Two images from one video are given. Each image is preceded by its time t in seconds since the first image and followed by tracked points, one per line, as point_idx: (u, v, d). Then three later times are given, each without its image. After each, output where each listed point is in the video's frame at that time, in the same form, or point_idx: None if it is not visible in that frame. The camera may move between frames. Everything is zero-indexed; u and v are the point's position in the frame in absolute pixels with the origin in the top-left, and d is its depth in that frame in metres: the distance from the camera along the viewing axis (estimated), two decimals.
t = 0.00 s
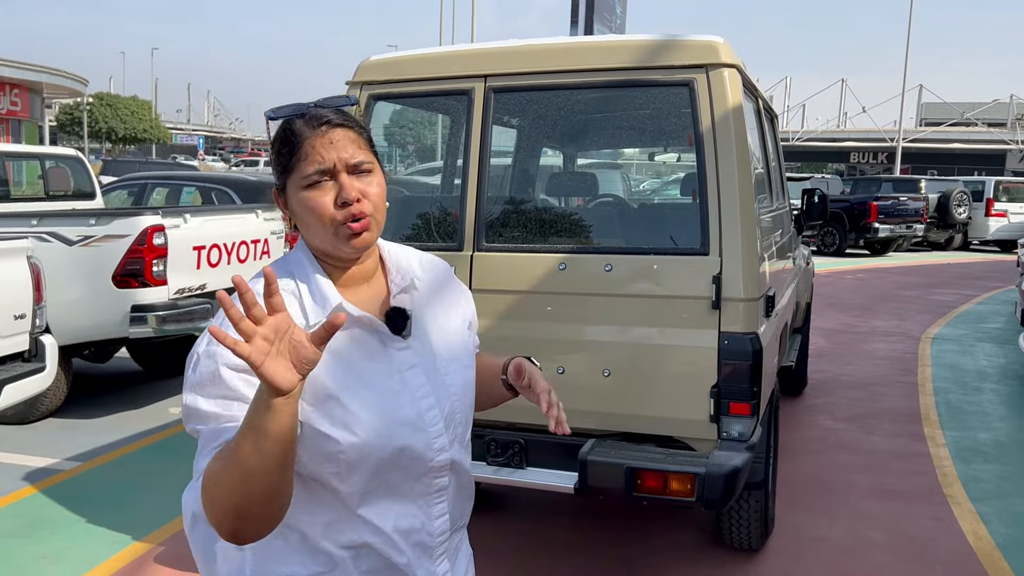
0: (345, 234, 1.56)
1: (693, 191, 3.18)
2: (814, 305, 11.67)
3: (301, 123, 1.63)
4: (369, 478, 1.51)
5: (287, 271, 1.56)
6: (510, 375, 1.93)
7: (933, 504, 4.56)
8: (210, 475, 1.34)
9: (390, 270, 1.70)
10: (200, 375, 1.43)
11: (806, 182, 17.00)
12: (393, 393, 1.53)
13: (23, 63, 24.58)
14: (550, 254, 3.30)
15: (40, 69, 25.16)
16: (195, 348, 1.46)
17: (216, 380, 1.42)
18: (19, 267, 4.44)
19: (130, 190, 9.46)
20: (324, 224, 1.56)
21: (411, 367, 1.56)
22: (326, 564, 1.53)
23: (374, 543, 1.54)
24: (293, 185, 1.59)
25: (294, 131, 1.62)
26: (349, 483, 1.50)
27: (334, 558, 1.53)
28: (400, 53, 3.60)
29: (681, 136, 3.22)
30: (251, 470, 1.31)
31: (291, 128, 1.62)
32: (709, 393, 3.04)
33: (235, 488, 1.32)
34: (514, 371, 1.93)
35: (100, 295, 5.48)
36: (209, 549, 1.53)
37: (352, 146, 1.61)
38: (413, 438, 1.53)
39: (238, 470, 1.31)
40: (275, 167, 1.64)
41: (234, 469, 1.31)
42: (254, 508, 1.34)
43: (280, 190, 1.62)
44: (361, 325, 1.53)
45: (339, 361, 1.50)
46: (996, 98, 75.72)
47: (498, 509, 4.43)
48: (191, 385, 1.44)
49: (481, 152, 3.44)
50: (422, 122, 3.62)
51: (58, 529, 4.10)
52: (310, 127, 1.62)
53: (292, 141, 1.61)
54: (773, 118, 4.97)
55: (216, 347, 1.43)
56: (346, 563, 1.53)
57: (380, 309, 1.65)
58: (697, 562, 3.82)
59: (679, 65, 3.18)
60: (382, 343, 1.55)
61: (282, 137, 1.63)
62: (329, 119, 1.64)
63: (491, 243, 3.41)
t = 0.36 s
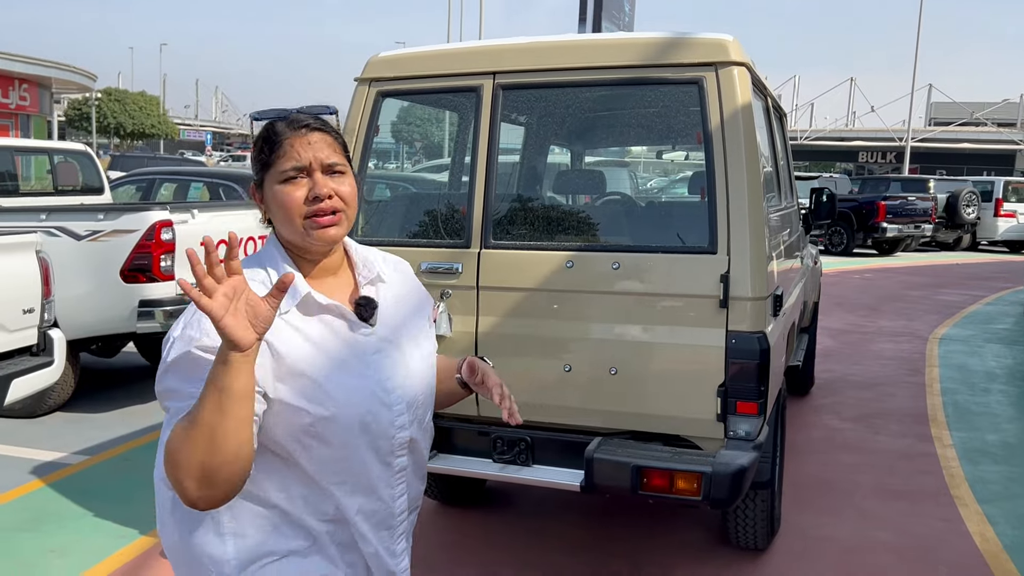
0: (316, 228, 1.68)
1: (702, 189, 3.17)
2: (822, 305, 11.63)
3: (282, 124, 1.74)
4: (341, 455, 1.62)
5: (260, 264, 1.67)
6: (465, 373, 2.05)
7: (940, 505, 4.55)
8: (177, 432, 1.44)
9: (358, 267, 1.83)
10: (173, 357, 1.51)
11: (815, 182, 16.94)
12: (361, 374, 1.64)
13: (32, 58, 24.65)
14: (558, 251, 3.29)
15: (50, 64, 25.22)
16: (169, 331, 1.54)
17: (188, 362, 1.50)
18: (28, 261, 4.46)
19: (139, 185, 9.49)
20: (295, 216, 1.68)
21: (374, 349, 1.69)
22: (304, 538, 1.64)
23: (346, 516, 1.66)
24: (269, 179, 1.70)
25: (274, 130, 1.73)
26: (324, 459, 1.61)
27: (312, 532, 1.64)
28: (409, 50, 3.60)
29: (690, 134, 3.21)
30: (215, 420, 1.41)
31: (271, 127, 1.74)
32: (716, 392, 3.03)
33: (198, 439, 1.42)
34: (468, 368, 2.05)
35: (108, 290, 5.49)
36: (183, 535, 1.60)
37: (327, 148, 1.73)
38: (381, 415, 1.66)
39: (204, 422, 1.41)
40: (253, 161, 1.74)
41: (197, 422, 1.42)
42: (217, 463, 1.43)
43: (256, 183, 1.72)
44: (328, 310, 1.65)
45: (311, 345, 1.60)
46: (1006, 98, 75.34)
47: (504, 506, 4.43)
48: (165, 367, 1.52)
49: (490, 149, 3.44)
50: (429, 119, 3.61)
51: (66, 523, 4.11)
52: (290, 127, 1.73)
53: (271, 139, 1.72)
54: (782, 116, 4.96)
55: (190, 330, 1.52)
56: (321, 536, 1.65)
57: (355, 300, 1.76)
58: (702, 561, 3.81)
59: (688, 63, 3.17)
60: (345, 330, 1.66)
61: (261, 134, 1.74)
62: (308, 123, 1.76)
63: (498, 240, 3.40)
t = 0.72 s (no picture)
0: (293, 239, 1.84)
1: (710, 188, 3.17)
2: (830, 305, 11.60)
3: (283, 132, 1.86)
4: (298, 425, 1.78)
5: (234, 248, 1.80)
6: (399, 370, 2.28)
7: (947, 506, 4.54)
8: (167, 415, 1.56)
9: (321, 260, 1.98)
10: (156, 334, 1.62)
11: (823, 181, 16.89)
12: (320, 353, 1.79)
13: (42, 53, 24.74)
14: (565, 249, 3.30)
15: (60, 60, 25.31)
16: (152, 309, 1.64)
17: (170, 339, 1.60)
18: (38, 256, 4.48)
19: (148, 181, 9.52)
20: (277, 224, 1.82)
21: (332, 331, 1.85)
22: (261, 505, 1.77)
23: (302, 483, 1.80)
24: (260, 182, 1.83)
25: (275, 137, 1.85)
26: (282, 430, 1.76)
27: (268, 499, 1.78)
28: (418, 48, 3.61)
29: (699, 132, 3.21)
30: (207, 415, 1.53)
31: (272, 133, 1.85)
32: (723, 390, 3.03)
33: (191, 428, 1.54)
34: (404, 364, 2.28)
35: (118, 285, 5.53)
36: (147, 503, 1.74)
37: (318, 167, 1.87)
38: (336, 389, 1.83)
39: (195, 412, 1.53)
40: (246, 158, 1.85)
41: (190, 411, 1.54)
42: (209, 449, 1.56)
43: (245, 179, 1.84)
44: (290, 292, 1.81)
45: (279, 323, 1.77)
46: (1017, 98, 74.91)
47: (509, 502, 4.44)
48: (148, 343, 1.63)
49: (498, 146, 3.44)
50: (438, 116, 3.61)
51: (74, 516, 4.14)
52: (291, 140, 1.86)
53: (269, 147, 1.84)
54: (791, 116, 4.96)
55: (174, 308, 1.61)
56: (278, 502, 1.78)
57: (321, 290, 1.93)
58: (707, 560, 3.81)
59: (697, 61, 3.17)
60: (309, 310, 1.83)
61: (261, 137, 1.85)
62: (306, 139, 1.89)
63: (506, 237, 3.41)
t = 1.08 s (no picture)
0: (265, 222, 1.82)
1: (718, 187, 3.17)
2: (837, 305, 11.58)
3: (239, 120, 1.83)
4: (279, 404, 1.79)
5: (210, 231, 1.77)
6: (360, 358, 2.27)
7: (954, 507, 4.53)
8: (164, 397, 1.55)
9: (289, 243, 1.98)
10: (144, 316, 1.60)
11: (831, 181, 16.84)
12: (298, 332, 1.81)
13: (52, 50, 24.84)
14: (572, 248, 3.30)
15: (69, 57, 25.41)
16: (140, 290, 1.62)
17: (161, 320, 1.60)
18: (49, 252, 4.51)
19: (157, 178, 9.57)
20: (248, 209, 1.80)
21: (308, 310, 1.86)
22: (240, 488, 1.77)
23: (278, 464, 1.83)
24: (223, 170, 1.80)
25: (231, 125, 1.82)
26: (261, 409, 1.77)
27: (246, 481, 1.78)
28: (427, 46, 3.62)
29: (707, 131, 3.21)
30: (208, 394, 1.54)
31: (228, 121, 1.82)
32: (730, 389, 3.03)
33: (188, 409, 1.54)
34: (364, 354, 2.26)
35: (126, 281, 5.57)
36: (123, 487, 1.74)
37: (278, 149, 1.85)
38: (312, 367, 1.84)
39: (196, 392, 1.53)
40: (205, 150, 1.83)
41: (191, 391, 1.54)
42: (198, 430, 1.55)
43: (208, 171, 1.82)
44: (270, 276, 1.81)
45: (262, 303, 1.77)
46: None
47: (514, 500, 4.45)
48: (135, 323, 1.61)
49: (506, 144, 3.45)
50: (446, 114, 3.62)
51: (84, 510, 4.17)
52: (248, 125, 1.83)
53: (226, 136, 1.80)
54: (799, 115, 4.95)
55: (165, 290, 1.61)
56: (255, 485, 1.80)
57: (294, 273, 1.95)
58: (712, 559, 3.82)
59: (706, 60, 3.18)
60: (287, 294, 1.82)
61: (216, 126, 1.82)
62: (261, 122, 1.86)
63: (513, 236, 3.41)
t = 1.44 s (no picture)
0: (213, 224, 1.79)
1: (724, 186, 3.18)
2: (843, 305, 11.57)
3: (193, 117, 1.79)
4: (224, 411, 1.75)
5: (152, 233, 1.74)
6: (328, 356, 2.23)
7: (959, 507, 4.52)
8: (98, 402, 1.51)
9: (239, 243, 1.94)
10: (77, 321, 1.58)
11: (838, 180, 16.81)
12: (243, 337, 1.77)
13: (61, 47, 24.94)
14: (578, 246, 3.31)
15: (77, 55, 25.53)
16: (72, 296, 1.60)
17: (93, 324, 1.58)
18: (58, 249, 4.54)
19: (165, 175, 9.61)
20: (196, 210, 1.77)
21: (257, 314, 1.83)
22: (186, 498, 1.74)
23: (230, 472, 1.78)
24: (174, 168, 1.76)
25: (185, 123, 1.78)
26: (206, 418, 1.74)
27: (195, 490, 1.75)
28: (434, 45, 3.62)
29: (713, 131, 3.21)
30: (148, 403, 1.50)
31: (181, 118, 1.78)
32: (735, 389, 3.04)
33: (126, 415, 1.50)
34: (332, 352, 2.22)
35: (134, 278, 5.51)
36: (68, 496, 1.74)
37: (232, 151, 1.82)
38: (262, 372, 1.80)
39: (135, 400, 1.49)
40: (156, 146, 1.79)
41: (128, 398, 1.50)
42: (139, 435, 1.51)
43: (158, 169, 1.78)
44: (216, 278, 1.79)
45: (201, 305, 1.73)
46: None
47: (519, 497, 4.46)
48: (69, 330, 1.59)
49: (513, 143, 3.46)
50: (452, 113, 3.64)
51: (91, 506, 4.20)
52: (202, 123, 1.79)
53: (180, 133, 1.77)
54: (806, 114, 4.95)
55: (97, 295, 1.59)
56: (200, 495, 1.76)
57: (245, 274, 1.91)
58: (717, 558, 3.82)
59: (712, 59, 3.18)
60: (239, 296, 1.83)
61: (170, 123, 1.78)
62: (218, 121, 1.82)
63: (520, 234, 3.42)
